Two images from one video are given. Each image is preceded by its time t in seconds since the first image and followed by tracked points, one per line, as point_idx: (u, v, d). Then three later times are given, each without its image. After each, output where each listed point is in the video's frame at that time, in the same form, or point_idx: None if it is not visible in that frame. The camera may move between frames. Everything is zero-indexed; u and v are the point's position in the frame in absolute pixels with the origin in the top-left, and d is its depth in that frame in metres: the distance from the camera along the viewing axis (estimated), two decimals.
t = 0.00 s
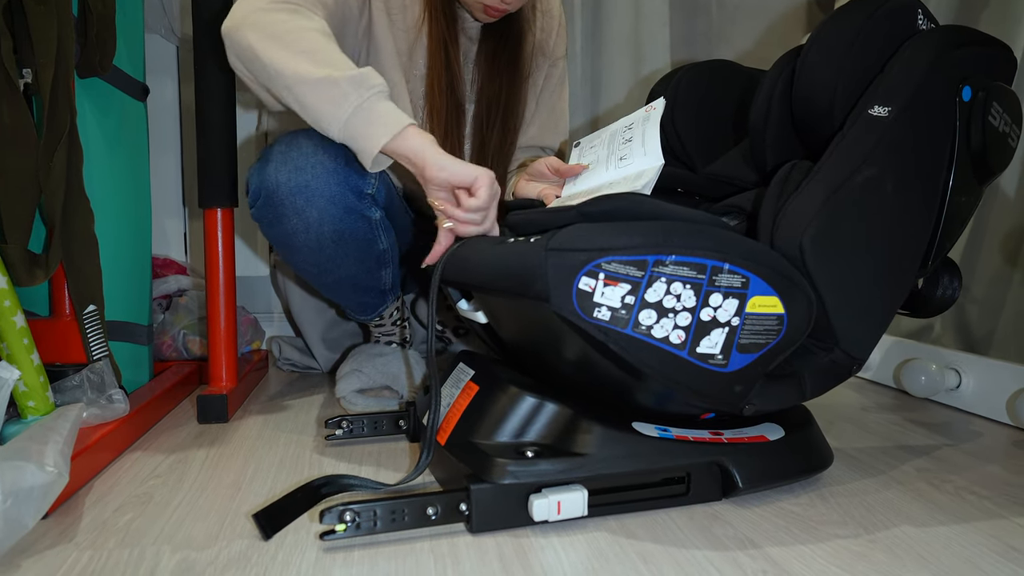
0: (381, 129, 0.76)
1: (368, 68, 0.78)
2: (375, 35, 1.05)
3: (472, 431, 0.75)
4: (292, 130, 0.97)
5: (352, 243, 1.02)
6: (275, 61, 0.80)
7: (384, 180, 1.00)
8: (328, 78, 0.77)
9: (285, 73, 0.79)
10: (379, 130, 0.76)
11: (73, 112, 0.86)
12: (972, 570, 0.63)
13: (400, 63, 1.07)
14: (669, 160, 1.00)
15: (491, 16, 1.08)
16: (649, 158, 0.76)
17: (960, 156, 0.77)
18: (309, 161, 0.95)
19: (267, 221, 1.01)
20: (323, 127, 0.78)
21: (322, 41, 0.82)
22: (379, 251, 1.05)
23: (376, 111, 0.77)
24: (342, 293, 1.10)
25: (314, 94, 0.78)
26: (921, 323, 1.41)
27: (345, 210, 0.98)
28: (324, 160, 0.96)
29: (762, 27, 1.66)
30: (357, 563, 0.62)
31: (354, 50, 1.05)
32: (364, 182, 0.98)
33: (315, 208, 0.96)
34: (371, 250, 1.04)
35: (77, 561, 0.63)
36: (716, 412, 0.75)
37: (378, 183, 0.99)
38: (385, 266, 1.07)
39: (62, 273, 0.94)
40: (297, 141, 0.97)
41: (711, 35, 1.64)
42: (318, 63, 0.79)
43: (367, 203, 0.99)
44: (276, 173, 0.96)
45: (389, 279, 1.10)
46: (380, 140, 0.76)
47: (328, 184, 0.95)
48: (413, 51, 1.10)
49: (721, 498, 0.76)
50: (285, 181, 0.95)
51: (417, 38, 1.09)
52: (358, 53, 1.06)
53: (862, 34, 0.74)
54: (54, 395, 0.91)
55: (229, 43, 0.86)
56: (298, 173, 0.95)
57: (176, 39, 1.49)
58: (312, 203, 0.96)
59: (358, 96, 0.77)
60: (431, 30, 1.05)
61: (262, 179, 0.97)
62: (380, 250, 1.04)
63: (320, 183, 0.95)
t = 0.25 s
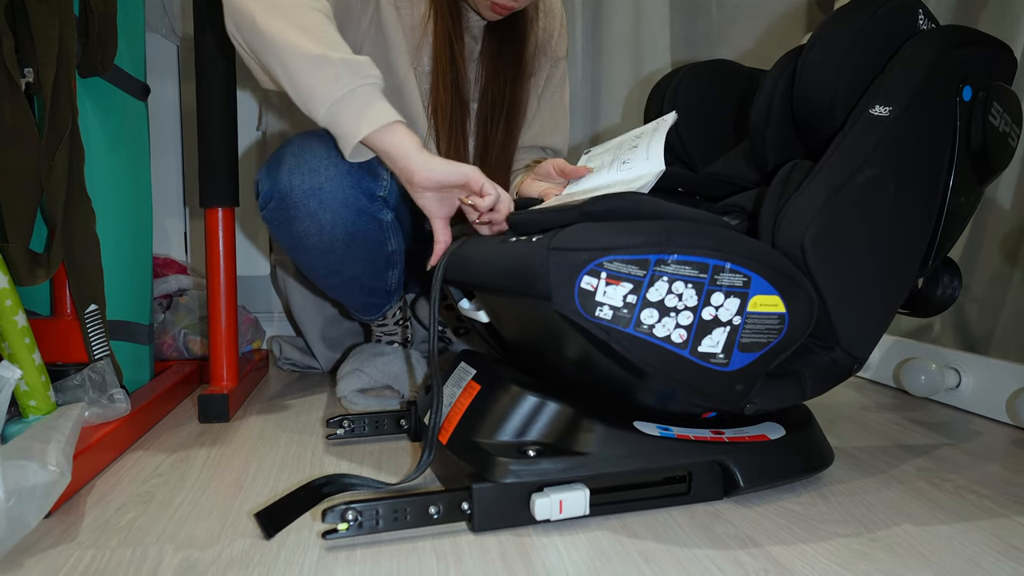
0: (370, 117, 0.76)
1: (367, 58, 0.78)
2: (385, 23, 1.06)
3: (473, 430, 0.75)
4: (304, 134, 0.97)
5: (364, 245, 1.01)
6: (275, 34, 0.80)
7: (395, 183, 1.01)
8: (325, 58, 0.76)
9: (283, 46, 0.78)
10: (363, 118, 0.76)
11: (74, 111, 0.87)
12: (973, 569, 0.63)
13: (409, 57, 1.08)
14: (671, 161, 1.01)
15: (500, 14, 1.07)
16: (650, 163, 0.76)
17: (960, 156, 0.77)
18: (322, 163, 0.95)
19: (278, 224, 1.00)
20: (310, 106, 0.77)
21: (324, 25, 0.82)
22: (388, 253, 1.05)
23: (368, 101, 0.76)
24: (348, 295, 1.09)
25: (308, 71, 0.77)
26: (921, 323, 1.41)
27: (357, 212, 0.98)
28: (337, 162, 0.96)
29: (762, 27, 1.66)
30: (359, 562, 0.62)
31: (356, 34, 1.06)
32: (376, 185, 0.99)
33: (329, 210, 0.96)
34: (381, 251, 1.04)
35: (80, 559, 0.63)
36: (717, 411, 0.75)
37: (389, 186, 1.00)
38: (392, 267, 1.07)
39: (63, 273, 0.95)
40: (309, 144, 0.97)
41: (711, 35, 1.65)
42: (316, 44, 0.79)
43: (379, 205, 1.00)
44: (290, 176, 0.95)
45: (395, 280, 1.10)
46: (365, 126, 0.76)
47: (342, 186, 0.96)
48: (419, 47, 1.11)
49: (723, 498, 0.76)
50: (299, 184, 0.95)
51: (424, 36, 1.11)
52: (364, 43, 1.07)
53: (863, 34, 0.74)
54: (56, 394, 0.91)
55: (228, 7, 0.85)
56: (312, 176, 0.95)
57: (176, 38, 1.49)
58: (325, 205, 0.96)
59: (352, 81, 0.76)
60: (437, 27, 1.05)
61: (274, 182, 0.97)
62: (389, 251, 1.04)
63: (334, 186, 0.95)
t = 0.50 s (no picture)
0: (351, 127, 0.75)
1: (352, 69, 0.78)
2: (382, 24, 1.06)
3: (474, 432, 0.75)
4: (308, 138, 0.97)
5: (366, 250, 1.01)
6: (261, 42, 0.80)
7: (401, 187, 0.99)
8: (309, 67, 0.76)
9: (268, 54, 0.78)
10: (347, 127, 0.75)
11: (74, 113, 0.87)
12: (974, 572, 0.63)
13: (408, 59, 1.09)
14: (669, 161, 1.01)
15: (504, 12, 1.07)
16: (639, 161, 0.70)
17: (960, 158, 0.77)
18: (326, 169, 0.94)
19: (282, 228, 1.00)
20: (294, 114, 0.78)
21: (312, 31, 0.82)
22: (390, 257, 1.04)
23: (350, 110, 0.76)
24: (350, 298, 1.09)
25: (293, 79, 0.77)
26: (921, 324, 1.41)
27: (361, 217, 0.97)
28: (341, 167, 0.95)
29: (762, 28, 1.66)
30: (359, 566, 0.62)
31: (352, 45, 1.05)
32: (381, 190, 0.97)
33: (332, 215, 0.96)
34: (383, 256, 1.03)
35: (80, 563, 0.63)
36: (718, 414, 0.75)
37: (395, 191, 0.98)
38: (394, 272, 1.06)
39: (63, 275, 0.94)
40: (313, 148, 0.97)
41: (711, 37, 1.64)
42: (305, 53, 0.78)
43: (383, 210, 0.98)
44: (293, 181, 0.95)
45: (396, 283, 1.10)
46: (345, 136, 0.75)
47: (344, 191, 0.95)
48: (418, 49, 1.11)
49: (723, 500, 0.76)
50: (303, 189, 0.95)
51: (421, 39, 1.10)
52: (359, 46, 1.07)
53: (863, 37, 0.74)
54: (55, 397, 0.91)
55: (219, 15, 0.85)
56: (315, 181, 0.95)
57: (176, 40, 1.49)
58: (328, 211, 0.96)
59: (335, 90, 0.76)
60: (437, 27, 1.05)
61: (278, 186, 0.97)
62: (392, 256, 1.03)
63: (338, 191, 0.95)
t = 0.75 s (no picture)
0: (365, 137, 0.76)
1: (364, 78, 0.77)
2: (382, 30, 1.06)
3: (474, 433, 0.75)
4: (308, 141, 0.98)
5: (367, 251, 1.01)
6: (271, 55, 0.79)
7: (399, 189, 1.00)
8: (321, 78, 0.76)
9: (279, 68, 0.78)
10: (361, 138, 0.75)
11: (74, 113, 0.87)
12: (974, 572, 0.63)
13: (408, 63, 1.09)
14: (670, 160, 1.01)
15: (510, 12, 1.08)
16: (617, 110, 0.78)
17: (961, 159, 0.77)
18: (327, 170, 0.95)
19: (283, 230, 1.00)
20: (307, 125, 0.78)
21: (323, 42, 0.81)
22: (390, 258, 1.04)
23: (364, 120, 0.76)
24: (350, 299, 1.09)
25: (303, 90, 0.77)
26: (921, 325, 1.41)
27: (361, 218, 0.98)
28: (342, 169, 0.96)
29: (762, 29, 1.65)
30: (360, 566, 0.62)
31: (354, 47, 1.05)
32: (381, 192, 0.98)
33: (333, 217, 0.96)
34: (383, 257, 1.03)
35: (80, 564, 0.63)
36: (718, 414, 0.75)
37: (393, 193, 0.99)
38: (394, 273, 1.07)
39: (63, 275, 0.95)
40: (313, 150, 0.97)
41: (712, 36, 1.64)
42: (313, 63, 0.78)
43: (383, 212, 0.99)
44: (295, 183, 0.95)
45: (396, 284, 1.10)
46: (360, 147, 0.75)
47: (345, 193, 0.95)
48: (417, 51, 1.10)
49: (723, 501, 0.76)
50: (304, 191, 0.95)
51: (421, 40, 1.10)
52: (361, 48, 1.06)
53: (864, 38, 0.74)
54: (55, 398, 0.91)
55: (228, 29, 0.85)
56: (316, 183, 0.95)
57: (176, 40, 1.49)
58: (330, 212, 0.96)
59: (348, 101, 0.76)
60: (435, 30, 1.05)
61: (279, 188, 0.97)
62: (391, 257, 1.04)
63: (339, 193, 0.95)
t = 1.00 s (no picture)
0: (351, 144, 0.75)
1: (345, 83, 0.77)
2: (375, 42, 1.04)
3: (470, 431, 0.75)
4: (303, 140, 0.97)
5: (362, 251, 1.01)
6: (254, 72, 0.79)
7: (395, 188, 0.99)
8: (302, 89, 0.76)
9: (261, 85, 0.78)
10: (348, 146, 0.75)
11: (71, 112, 0.87)
12: (970, 570, 0.63)
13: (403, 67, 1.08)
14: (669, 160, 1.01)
15: (515, 14, 1.08)
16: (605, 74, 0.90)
17: (958, 157, 0.77)
18: (321, 170, 0.95)
19: (277, 230, 1.00)
20: (294, 139, 0.77)
21: (304, 55, 0.80)
22: (386, 257, 1.03)
23: (350, 124, 0.76)
24: (347, 299, 1.09)
25: (287, 105, 0.76)
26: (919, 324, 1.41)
27: (356, 218, 0.97)
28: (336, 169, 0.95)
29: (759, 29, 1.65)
30: (355, 565, 0.62)
31: (352, 56, 1.03)
32: (376, 191, 0.97)
33: (327, 217, 0.96)
34: (378, 257, 1.02)
35: (75, 563, 0.63)
36: (715, 413, 0.75)
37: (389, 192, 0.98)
38: (390, 272, 1.06)
39: (59, 274, 0.94)
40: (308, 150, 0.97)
41: (711, 35, 1.64)
42: (297, 73, 0.78)
43: (378, 211, 0.99)
44: (288, 183, 0.95)
45: (392, 283, 1.09)
46: (348, 154, 0.75)
47: (339, 193, 0.95)
48: (417, 53, 1.11)
49: (720, 500, 0.76)
50: (297, 191, 0.95)
51: (422, 41, 1.10)
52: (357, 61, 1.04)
53: (860, 36, 0.74)
54: (51, 397, 0.91)
55: (212, 54, 0.85)
56: (310, 183, 0.95)
57: (173, 39, 1.48)
58: (324, 212, 0.96)
59: (332, 108, 0.76)
60: (439, 31, 1.05)
61: (272, 188, 0.97)
62: (387, 256, 1.03)
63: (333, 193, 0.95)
